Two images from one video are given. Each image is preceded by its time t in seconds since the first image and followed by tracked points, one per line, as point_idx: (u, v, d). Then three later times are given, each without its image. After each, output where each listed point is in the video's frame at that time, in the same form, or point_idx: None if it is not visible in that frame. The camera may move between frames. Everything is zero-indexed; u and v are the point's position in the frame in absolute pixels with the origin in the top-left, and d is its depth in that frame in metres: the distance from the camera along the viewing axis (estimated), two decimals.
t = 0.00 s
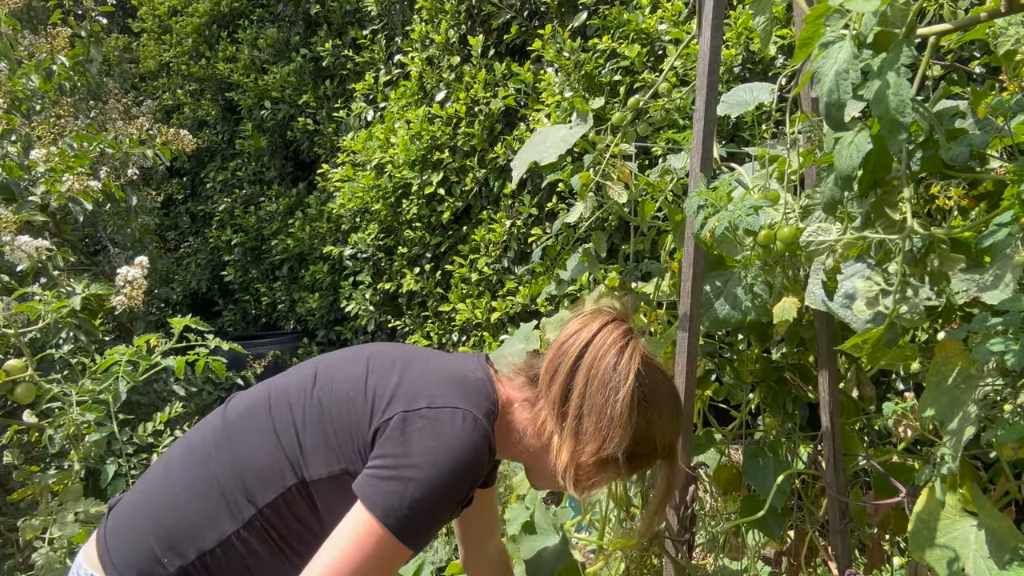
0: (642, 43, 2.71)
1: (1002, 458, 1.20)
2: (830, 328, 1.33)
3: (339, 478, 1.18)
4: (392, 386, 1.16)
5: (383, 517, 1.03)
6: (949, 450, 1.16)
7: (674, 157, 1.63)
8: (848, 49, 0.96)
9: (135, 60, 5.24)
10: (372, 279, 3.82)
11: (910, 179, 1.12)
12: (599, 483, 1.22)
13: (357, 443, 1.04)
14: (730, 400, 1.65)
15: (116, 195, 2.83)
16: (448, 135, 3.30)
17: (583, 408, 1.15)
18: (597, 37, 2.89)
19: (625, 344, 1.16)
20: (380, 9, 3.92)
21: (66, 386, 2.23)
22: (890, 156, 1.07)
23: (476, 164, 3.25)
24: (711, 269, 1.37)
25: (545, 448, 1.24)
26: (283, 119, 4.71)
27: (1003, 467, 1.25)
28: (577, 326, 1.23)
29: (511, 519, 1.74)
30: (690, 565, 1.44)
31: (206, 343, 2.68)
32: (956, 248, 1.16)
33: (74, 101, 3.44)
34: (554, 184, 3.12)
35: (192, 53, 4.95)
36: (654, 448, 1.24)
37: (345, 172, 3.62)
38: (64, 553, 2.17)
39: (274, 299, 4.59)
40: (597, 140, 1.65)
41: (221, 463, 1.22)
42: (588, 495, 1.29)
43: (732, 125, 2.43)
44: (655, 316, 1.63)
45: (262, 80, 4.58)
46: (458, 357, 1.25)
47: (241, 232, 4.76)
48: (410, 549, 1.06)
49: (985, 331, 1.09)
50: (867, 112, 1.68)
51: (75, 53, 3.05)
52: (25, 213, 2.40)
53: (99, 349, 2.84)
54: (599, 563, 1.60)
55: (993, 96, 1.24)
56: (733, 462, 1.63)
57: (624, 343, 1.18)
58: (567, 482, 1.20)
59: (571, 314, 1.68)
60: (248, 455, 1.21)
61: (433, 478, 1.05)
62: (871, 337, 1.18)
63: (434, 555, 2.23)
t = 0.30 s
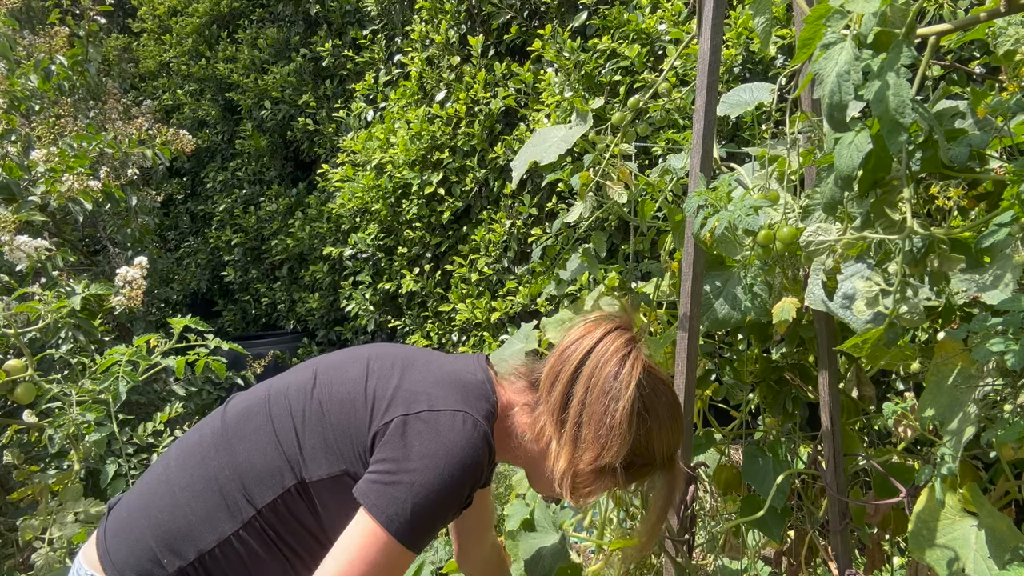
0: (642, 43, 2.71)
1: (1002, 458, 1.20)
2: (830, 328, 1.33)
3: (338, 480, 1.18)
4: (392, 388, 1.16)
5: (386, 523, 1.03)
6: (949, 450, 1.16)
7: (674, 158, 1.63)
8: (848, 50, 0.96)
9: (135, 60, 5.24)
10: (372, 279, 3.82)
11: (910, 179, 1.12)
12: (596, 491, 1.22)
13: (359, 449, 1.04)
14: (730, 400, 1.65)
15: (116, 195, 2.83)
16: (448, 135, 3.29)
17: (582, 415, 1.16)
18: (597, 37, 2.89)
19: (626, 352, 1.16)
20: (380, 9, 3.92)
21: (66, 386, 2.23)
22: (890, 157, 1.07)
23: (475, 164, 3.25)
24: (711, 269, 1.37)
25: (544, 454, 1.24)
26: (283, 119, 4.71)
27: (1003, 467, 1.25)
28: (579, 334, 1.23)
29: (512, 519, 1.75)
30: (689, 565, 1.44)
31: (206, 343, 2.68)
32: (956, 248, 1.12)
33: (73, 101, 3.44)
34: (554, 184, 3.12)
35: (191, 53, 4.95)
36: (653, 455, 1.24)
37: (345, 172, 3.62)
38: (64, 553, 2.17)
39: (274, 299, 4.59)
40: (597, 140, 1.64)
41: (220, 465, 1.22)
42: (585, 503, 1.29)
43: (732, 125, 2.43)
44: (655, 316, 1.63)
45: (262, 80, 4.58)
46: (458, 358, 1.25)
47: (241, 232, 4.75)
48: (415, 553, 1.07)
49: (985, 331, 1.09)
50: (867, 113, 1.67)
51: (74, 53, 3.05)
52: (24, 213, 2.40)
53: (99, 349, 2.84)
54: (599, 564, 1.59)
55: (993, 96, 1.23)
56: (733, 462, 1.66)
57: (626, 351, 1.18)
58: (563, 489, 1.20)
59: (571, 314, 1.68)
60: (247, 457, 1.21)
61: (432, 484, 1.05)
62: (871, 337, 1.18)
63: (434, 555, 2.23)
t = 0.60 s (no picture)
0: (642, 43, 2.70)
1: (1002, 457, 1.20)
2: (830, 328, 1.33)
3: (338, 482, 1.17)
4: (393, 391, 1.16)
5: (398, 534, 1.03)
6: (949, 451, 1.15)
7: (674, 158, 1.63)
8: (849, 50, 0.96)
9: (135, 60, 5.24)
10: (372, 279, 3.82)
11: (910, 179, 1.12)
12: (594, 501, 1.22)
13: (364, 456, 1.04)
14: (730, 400, 1.65)
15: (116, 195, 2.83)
16: (448, 135, 3.29)
17: (581, 424, 1.15)
18: (597, 37, 2.89)
19: (627, 363, 1.16)
20: (380, 8, 3.92)
21: (66, 386, 2.23)
22: (890, 157, 1.07)
23: (475, 164, 3.25)
24: (711, 269, 1.37)
25: (542, 460, 1.24)
26: (283, 119, 4.71)
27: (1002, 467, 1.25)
28: (580, 342, 1.23)
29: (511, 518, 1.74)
30: (688, 565, 1.44)
31: (206, 344, 2.68)
32: (956, 247, 1.13)
33: (73, 101, 3.44)
34: (554, 184, 3.12)
35: (191, 53, 4.94)
36: (651, 466, 1.24)
37: (345, 172, 3.62)
38: (64, 553, 2.17)
39: (274, 300, 4.59)
40: (597, 140, 1.64)
41: (220, 466, 1.22)
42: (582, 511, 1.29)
43: (732, 125, 2.43)
44: (655, 316, 1.63)
45: (262, 80, 4.58)
46: (459, 360, 1.24)
47: (241, 232, 4.75)
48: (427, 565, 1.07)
49: (985, 331, 1.09)
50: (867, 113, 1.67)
51: (74, 52, 3.05)
52: (24, 212, 2.40)
53: (99, 349, 2.84)
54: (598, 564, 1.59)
55: (994, 96, 1.23)
56: (733, 462, 1.66)
57: (627, 362, 1.18)
58: (560, 498, 1.20)
59: (571, 314, 1.68)
60: (246, 458, 1.21)
61: (437, 491, 1.05)
62: (871, 337, 1.18)
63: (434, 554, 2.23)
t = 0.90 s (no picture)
0: (642, 43, 2.70)
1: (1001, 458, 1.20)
2: (830, 328, 1.33)
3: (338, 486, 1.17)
4: (398, 396, 1.16)
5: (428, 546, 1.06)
6: (949, 450, 1.15)
7: (674, 158, 1.62)
8: (848, 49, 0.96)
9: (135, 60, 5.24)
10: (372, 279, 3.82)
11: (910, 179, 1.12)
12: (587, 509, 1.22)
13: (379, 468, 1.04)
14: (730, 400, 1.65)
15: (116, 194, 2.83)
16: (448, 135, 3.29)
17: (575, 432, 1.16)
18: (597, 37, 2.89)
19: (623, 371, 1.17)
20: (380, 9, 3.92)
21: (66, 386, 2.23)
22: (890, 157, 1.07)
23: (475, 163, 3.24)
24: (711, 269, 1.37)
25: (536, 466, 1.24)
26: (283, 119, 4.70)
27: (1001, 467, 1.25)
28: (578, 349, 1.24)
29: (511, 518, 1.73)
30: (689, 565, 1.44)
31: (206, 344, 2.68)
32: (956, 247, 1.13)
33: (73, 101, 3.44)
34: (554, 184, 3.12)
35: (191, 53, 4.94)
36: (647, 473, 1.24)
37: (345, 172, 3.62)
38: (64, 553, 2.17)
39: (274, 299, 4.59)
40: (597, 140, 1.64)
41: (221, 466, 1.22)
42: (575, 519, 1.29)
43: (732, 125, 2.43)
44: (655, 316, 1.63)
45: (262, 80, 4.58)
46: (462, 363, 1.24)
47: (241, 232, 4.75)
48: None
49: (985, 331, 1.09)
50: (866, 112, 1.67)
51: (73, 52, 3.05)
52: (24, 213, 2.39)
53: (99, 349, 2.84)
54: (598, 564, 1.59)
55: (994, 96, 1.23)
56: (733, 462, 1.65)
57: (623, 370, 1.18)
58: (553, 506, 1.20)
59: (572, 314, 1.68)
60: (247, 459, 1.21)
61: (453, 502, 1.06)
62: (871, 336, 1.18)
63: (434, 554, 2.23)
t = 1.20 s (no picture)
0: (642, 43, 2.70)
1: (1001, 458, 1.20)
2: (830, 328, 1.33)
3: (349, 491, 1.17)
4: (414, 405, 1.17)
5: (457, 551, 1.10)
6: (949, 450, 1.15)
7: (674, 158, 1.62)
8: (846, 48, 0.96)
9: (135, 60, 5.24)
10: (372, 279, 3.82)
11: (911, 179, 1.12)
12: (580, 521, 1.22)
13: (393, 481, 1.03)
14: (730, 400, 1.65)
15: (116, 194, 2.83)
16: (447, 135, 3.29)
17: (571, 445, 1.16)
18: (597, 37, 2.89)
19: (622, 387, 1.17)
20: (380, 9, 3.92)
21: (66, 386, 2.23)
22: (890, 156, 1.07)
23: (475, 164, 3.24)
24: (711, 269, 1.37)
25: (531, 476, 1.25)
26: (283, 119, 4.70)
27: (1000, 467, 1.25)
28: (579, 362, 1.24)
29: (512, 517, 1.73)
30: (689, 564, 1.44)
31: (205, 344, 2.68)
32: (956, 247, 1.13)
33: (73, 101, 3.44)
34: (554, 184, 3.12)
35: (191, 53, 4.94)
36: (642, 488, 1.25)
37: (345, 172, 3.62)
38: (64, 553, 2.17)
39: (274, 299, 4.59)
40: (597, 140, 1.65)
41: (232, 466, 1.22)
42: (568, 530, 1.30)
43: (732, 125, 2.43)
44: (655, 316, 1.63)
45: (262, 80, 4.58)
46: (473, 369, 1.24)
47: (241, 232, 4.75)
48: None
49: (985, 331, 1.09)
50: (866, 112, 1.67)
51: (73, 52, 3.05)
52: (24, 212, 2.39)
53: (99, 349, 2.84)
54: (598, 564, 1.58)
55: (994, 95, 1.23)
56: (733, 462, 1.66)
57: (621, 386, 1.18)
58: (547, 516, 1.21)
59: (571, 314, 1.68)
60: (260, 460, 1.21)
61: (474, 512, 1.09)
62: (871, 337, 1.18)
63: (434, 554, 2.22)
